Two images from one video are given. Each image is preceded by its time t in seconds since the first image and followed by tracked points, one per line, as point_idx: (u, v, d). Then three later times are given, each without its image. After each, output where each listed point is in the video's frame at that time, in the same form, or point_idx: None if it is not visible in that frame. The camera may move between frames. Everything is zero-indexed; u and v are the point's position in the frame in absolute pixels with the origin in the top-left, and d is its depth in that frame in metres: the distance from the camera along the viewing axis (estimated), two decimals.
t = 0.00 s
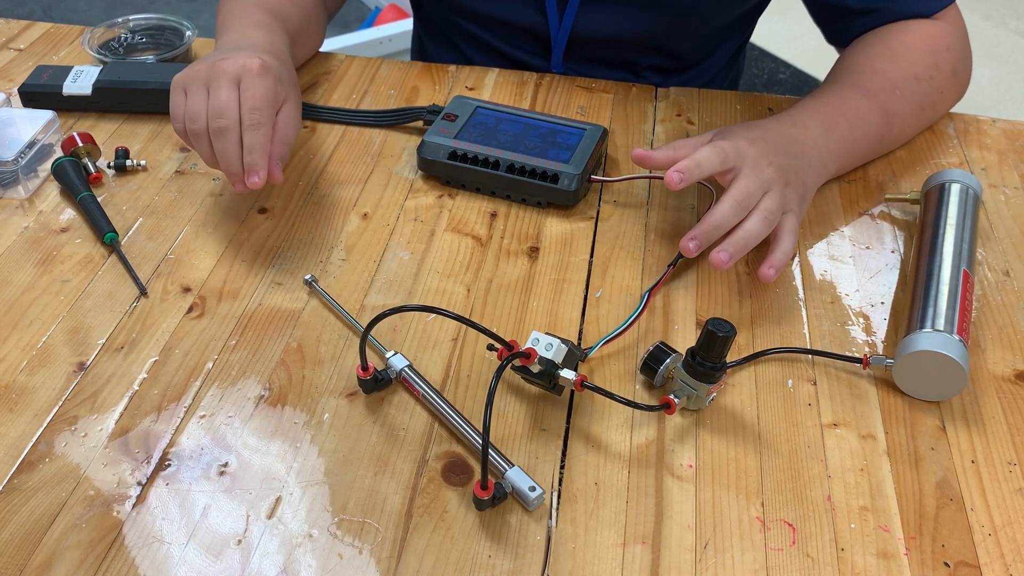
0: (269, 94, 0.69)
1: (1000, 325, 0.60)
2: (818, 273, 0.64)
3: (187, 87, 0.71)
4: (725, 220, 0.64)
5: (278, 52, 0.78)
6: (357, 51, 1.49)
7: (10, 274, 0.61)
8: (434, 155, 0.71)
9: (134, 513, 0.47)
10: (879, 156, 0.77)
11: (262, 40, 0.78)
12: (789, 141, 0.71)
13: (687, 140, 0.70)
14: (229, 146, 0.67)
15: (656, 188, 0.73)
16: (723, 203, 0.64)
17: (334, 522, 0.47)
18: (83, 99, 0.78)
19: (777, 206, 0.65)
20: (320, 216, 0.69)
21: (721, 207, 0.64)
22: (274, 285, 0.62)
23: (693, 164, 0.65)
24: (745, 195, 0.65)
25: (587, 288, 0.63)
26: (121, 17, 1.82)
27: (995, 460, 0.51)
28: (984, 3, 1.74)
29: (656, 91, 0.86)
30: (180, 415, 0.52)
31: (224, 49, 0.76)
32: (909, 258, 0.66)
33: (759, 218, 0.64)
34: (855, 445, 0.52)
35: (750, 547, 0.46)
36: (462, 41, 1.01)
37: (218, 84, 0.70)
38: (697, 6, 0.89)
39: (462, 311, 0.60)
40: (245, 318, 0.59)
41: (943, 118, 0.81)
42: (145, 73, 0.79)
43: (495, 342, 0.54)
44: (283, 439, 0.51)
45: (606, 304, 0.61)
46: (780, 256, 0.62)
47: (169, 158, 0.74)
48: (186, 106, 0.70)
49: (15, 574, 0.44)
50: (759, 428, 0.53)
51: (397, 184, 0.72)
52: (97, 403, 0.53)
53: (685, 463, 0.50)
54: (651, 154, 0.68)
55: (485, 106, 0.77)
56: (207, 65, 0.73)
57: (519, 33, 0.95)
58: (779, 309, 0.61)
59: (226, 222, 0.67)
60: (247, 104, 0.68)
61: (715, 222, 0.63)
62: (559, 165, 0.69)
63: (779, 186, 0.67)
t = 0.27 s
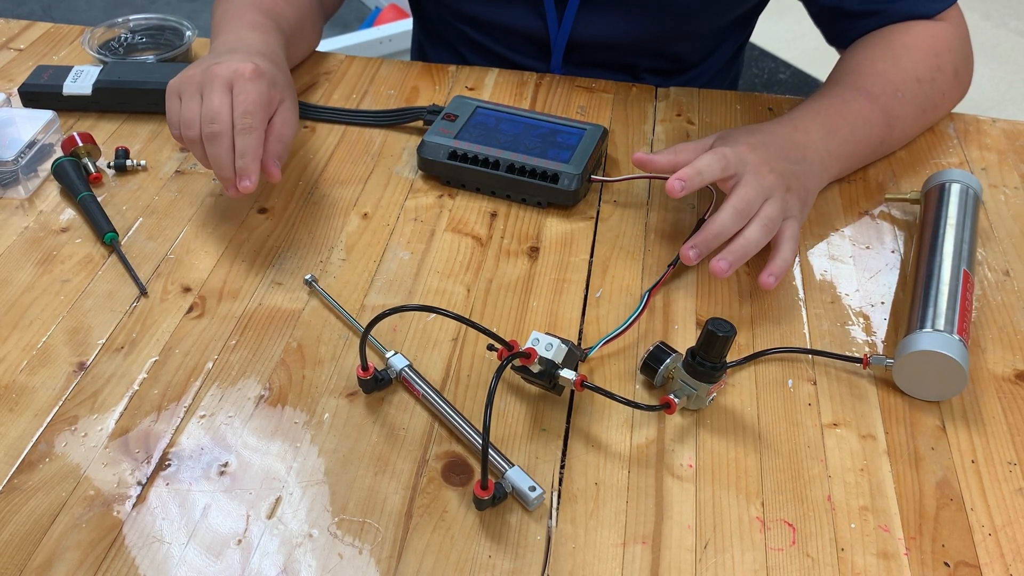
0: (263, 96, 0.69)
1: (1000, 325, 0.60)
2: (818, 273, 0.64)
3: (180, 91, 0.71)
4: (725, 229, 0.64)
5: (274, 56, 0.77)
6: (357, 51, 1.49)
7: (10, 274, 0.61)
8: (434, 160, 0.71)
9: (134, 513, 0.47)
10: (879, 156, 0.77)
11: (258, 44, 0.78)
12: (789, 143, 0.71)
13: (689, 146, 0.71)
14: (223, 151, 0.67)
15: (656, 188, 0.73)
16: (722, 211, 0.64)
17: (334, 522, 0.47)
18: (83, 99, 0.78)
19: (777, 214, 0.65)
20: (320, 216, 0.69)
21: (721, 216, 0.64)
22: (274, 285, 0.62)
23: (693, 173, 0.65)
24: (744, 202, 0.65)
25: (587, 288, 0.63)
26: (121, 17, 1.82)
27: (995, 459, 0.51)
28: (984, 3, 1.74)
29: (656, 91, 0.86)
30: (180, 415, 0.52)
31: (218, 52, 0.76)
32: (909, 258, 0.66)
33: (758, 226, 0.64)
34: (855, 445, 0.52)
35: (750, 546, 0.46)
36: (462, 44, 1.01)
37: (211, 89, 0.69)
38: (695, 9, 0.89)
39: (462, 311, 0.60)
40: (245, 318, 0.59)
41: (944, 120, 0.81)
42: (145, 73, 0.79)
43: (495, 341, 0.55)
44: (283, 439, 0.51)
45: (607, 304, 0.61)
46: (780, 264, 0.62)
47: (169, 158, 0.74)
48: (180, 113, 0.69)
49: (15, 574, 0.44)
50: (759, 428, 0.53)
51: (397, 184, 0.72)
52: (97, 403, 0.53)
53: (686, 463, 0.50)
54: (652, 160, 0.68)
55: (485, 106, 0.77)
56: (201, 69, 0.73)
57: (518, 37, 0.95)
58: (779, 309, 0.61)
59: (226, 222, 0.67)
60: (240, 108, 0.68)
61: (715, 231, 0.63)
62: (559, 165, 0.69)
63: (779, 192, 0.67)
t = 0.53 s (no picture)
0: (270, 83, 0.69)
1: (1000, 325, 0.60)
2: (818, 273, 0.64)
3: (187, 85, 0.71)
4: (722, 225, 0.64)
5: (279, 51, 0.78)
6: (357, 51, 1.49)
7: (10, 274, 0.61)
8: (431, 156, 0.71)
9: (134, 513, 0.47)
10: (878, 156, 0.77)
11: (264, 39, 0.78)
12: (786, 142, 0.71)
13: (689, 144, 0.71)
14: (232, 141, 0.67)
15: (656, 187, 0.73)
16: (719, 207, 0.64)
17: (334, 522, 0.47)
18: (83, 99, 0.78)
19: (774, 211, 0.65)
20: (320, 216, 0.69)
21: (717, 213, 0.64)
22: (274, 285, 0.62)
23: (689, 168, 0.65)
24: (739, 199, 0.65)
25: (587, 288, 0.63)
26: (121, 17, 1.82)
27: (995, 459, 0.51)
28: (984, 3, 1.74)
29: (656, 91, 0.86)
30: (180, 415, 0.52)
31: (225, 47, 0.76)
32: (909, 258, 0.66)
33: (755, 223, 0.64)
34: (855, 445, 0.52)
35: (750, 546, 0.46)
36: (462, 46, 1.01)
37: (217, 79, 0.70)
38: (696, 9, 0.88)
39: (462, 311, 0.60)
40: (245, 318, 0.59)
41: (944, 120, 0.81)
42: (144, 73, 0.79)
43: (495, 342, 0.55)
44: (283, 439, 0.51)
45: (607, 304, 0.61)
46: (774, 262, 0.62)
47: (169, 158, 0.74)
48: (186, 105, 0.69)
49: (15, 574, 0.44)
50: (759, 428, 0.53)
51: (397, 184, 0.72)
52: (97, 403, 0.53)
53: (686, 463, 0.50)
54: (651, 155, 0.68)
55: (485, 105, 0.77)
56: (208, 63, 0.73)
57: (518, 40, 0.95)
58: (779, 309, 0.61)
59: (226, 222, 0.67)
60: (248, 100, 0.68)
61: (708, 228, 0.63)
62: (559, 165, 0.69)
63: (776, 190, 0.67)
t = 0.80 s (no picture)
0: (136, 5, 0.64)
1: (1000, 325, 0.60)
2: (818, 273, 0.64)
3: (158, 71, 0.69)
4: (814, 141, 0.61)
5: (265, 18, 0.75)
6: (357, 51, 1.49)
7: (10, 274, 0.61)
8: (431, 154, 0.71)
9: (134, 512, 0.47)
10: (878, 156, 0.77)
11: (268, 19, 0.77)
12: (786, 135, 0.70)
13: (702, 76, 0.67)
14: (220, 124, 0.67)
15: (656, 187, 0.73)
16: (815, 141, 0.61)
17: (334, 522, 0.47)
18: (83, 99, 0.78)
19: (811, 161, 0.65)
20: (320, 216, 0.69)
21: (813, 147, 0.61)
22: (274, 285, 0.62)
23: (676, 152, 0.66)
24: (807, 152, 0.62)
25: (587, 288, 0.63)
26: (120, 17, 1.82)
27: (995, 459, 0.51)
28: (984, 3, 1.74)
29: (657, 91, 0.86)
30: (179, 415, 0.52)
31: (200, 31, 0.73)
32: (909, 258, 0.66)
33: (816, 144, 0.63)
34: (855, 445, 0.52)
35: (750, 546, 0.46)
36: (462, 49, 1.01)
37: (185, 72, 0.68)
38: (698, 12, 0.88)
39: (462, 311, 0.60)
40: (245, 317, 0.59)
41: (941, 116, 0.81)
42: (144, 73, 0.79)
43: (495, 342, 0.55)
44: (283, 439, 0.51)
45: (607, 304, 0.61)
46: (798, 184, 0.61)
47: (169, 158, 0.74)
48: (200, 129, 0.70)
49: (15, 574, 0.44)
50: (759, 428, 0.53)
51: (397, 184, 0.72)
52: (97, 403, 0.53)
53: (685, 463, 0.50)
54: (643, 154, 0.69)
55: (485, 105, 0.77)
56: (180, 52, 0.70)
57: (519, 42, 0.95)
58: (780, 309, 0.61)
59: (226, 222, 0.67)
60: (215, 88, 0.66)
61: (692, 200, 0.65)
62: (559, 165, 0.69)
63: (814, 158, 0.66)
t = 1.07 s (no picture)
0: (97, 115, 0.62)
1: (1000, 325, 0.60)
2: (818, 273, 0.64)
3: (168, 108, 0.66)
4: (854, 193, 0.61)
5: (229, 31, 0.70)
6: (357, 51, 1.49)
7: (10, 274, 0.61)
8: (430, 152, 0.71)
9: (134, 513, 0.47)
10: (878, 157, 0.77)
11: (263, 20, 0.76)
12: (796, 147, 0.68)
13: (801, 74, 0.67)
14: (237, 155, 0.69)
15: (656, 187, 0.73)
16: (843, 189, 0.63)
17: (334, 522, 0.47)
18: (83, 99, 0.78)
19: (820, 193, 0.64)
20: (320, 216, 0.69)
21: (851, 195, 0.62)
22: (274, 285, 0.62)
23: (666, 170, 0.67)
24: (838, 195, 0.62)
25: (587, 288, 0.63)
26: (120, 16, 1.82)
27: (995, 459, 0.51)
28: (984, 3, 1.74)
29: (657, 91, 0.85)
30: (180, 415, 0.52)
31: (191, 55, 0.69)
32: (909, 258, 0.66)
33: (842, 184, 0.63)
34: (855, 445, 0.52)
35: (750, 546, 0.46)
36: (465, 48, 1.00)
37: (198, 128, 0.68)
38: (705, 16, 0.88)
39: (462, 311, 0.60)
40: (245, 317, 0.59)
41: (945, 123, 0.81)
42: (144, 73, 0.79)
43: (495, 342, 0.54)
44: (283, 439, 0.51)
45: (607, 304, 0.61)
46: (773, 248, 0.62)
47: (169, 158, 0.74)
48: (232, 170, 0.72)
49: (15, 574, 0.44)
50: (759, 428, 0.53)
51: (397, 184, 0.72)
52: (97, 403, 0.53)
53: (685, 463, 0.50)
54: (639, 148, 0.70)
55: (485, 105, 0.77)
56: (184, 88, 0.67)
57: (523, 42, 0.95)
58: (780, 308, 0.61)
59: (226, 222, 0.67)
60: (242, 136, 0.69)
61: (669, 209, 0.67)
62: (559, 165, 0.69)
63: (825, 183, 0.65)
